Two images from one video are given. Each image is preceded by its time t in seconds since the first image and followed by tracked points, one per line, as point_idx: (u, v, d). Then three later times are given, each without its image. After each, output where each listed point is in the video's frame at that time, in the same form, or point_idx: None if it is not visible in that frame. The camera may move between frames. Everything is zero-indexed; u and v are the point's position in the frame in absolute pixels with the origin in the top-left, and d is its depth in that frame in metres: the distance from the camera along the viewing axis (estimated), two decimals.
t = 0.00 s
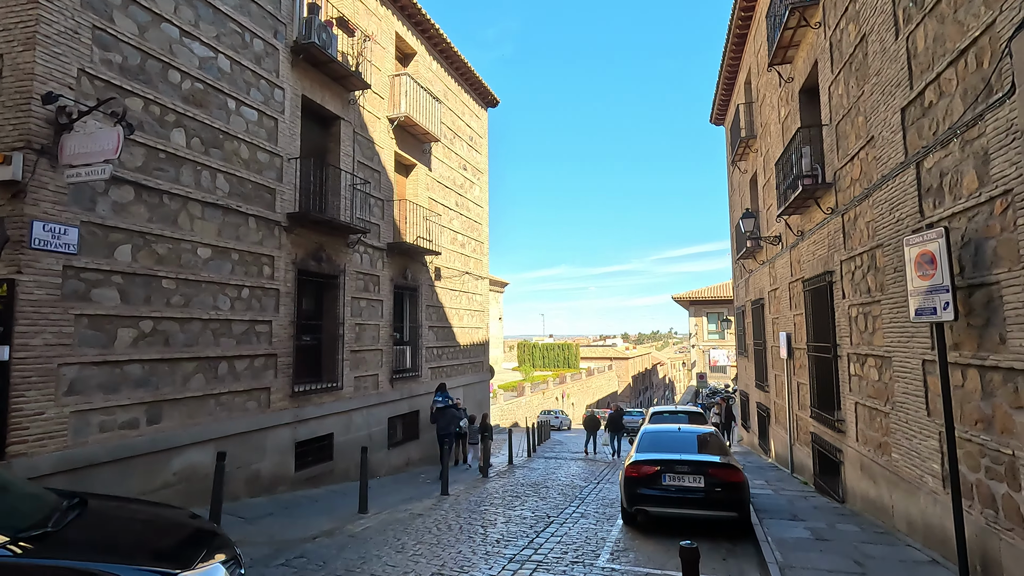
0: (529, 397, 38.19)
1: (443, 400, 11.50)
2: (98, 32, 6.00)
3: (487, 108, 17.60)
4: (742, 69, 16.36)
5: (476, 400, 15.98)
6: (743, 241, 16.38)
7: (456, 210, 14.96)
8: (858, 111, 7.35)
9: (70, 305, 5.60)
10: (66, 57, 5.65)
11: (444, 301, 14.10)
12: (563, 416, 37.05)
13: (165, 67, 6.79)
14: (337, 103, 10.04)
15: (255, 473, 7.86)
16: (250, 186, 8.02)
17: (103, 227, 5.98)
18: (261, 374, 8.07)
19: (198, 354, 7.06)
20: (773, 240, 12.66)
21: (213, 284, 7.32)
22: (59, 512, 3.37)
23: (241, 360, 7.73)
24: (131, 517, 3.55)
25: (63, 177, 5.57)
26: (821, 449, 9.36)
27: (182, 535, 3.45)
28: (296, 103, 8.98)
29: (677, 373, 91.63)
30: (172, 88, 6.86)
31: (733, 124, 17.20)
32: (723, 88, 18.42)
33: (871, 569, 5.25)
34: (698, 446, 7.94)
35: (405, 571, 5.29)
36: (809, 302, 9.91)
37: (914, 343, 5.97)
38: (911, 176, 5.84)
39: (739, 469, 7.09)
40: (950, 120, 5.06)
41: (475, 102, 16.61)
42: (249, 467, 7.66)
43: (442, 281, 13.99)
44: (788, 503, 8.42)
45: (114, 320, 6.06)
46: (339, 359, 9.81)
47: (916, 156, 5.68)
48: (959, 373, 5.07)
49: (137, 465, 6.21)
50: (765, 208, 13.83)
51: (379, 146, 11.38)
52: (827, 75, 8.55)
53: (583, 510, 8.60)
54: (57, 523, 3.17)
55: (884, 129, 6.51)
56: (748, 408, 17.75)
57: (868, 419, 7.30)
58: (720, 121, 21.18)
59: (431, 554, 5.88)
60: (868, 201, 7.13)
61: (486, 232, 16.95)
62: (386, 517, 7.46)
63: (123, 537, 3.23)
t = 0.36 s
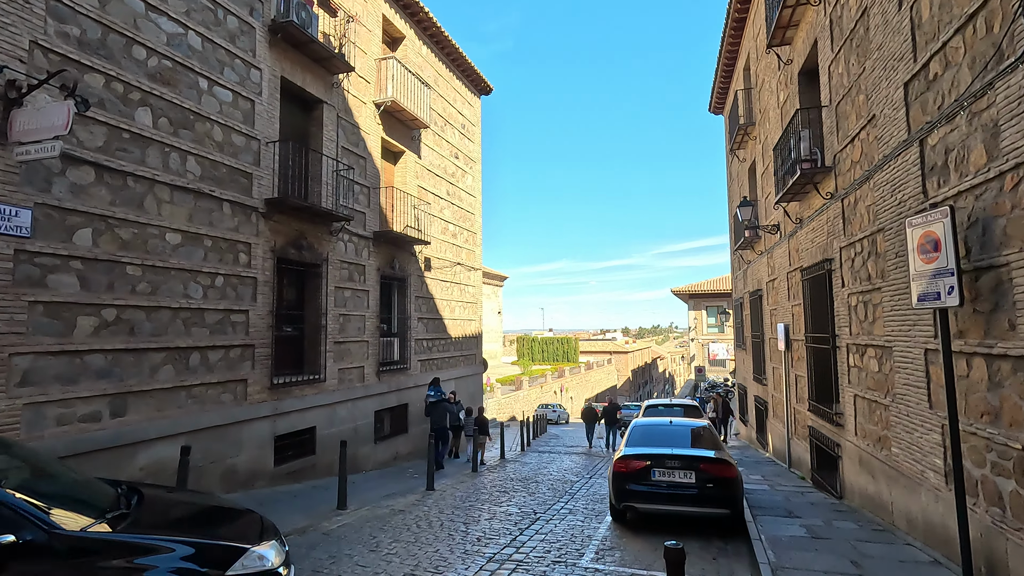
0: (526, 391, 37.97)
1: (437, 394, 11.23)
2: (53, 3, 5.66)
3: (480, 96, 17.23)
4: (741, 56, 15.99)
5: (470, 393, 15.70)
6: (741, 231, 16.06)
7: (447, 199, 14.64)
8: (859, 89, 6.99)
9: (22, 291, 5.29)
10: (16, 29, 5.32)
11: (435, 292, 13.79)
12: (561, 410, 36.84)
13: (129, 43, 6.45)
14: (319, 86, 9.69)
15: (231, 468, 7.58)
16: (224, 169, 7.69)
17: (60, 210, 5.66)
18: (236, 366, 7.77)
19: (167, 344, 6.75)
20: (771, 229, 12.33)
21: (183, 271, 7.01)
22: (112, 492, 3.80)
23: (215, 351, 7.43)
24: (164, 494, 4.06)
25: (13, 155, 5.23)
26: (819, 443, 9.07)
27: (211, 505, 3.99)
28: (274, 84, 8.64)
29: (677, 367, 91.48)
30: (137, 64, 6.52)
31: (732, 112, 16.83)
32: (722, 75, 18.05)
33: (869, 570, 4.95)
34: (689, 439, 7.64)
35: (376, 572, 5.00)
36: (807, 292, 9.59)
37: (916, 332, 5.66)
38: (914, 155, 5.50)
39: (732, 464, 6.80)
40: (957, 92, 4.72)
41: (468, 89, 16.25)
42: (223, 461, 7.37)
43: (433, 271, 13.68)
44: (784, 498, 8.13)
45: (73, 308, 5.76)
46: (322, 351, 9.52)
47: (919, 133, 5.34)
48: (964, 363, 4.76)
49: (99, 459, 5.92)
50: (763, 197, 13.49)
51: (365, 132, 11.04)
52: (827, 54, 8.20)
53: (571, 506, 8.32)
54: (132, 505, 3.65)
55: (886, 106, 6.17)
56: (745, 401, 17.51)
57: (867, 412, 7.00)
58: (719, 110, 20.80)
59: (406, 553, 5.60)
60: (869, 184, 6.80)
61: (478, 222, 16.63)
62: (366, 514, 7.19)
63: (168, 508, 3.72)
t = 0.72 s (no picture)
0: (524, 388, 37.71)
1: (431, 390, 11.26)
2: None
3: (472, 87, 16.90)
4: (738, 47, 15.66)
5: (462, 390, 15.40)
6: (738, 225, 15.74)
7: (437, 192, 14.31)
8: (857, 73, 6.66)
9: None
10: None
11: (424, 287, 13.48)
12: (558, 408, 36.59)
13: (88, 23, 6.12)
14: (298, 73, 9.36)
15: (202, 469, 7.29)
16: (194, 158, 7.36)
17: (8, 199, 5.34)
18: (208, 363, 7.47)
19: (131, 340, 6.45)
20: (767, 223, 12.02)
21: (149, 264, 6.71)
22: (172, 485, 3.86)
23: (184, 348, 7.13)
24: (214, 487, 4.13)
25: None
26: (815, 443, 8.77)
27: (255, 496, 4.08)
28: (249, 71, 8.31)
29: (677, 363, 91.26)
30: (97, 46, 6.20)
31: (729, 104, 16.49)
32: (719, 67, 17.71)
33: None
34: (678, 439, 7.34)
35: None
36: (803, 287, 9.27)
37: (915, 327, 5.34)
38: (913, 139, 5.17)
39: (721, 466, 6.50)
40: (960, 69, 4.39)
41: (459, 81, 15.92)
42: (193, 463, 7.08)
43: (421, 266, 13.37)
44: (777, 501, 7.83)
45: (24, 302, 5.44)
46: (302, 348, 9.22)
47: (919, 115, 5.02)
48: (965, 360, 4.45)
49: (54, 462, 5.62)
50: (760, 189, 13.16)
51: (348, 122, 10.71)
52: (824, 38, 7.86)
53: (557, 508, 8.03)
54: (194, 497, 3.74)
55: (885, 89, 5.84)
56: (742, 398, 17.22)
57: (864, 412, 6.69)
58: (717, 103, 20.47)
59: (375, 561, 5.32)
60: (866, 172, 6.48)
61: (470, 216, 16.31)
62: (340, 517, 6.90)
63: (224, 498, 3.81)
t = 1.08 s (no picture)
0: (527, 385, 37.43)
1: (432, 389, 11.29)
2: None
3: (469, 80, 16.59)
4: (741, 37, 15.27)
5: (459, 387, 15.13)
6: (740, 220, 15.36)
7: (432, 186, 14.04)
8: (859, 54, 6.32)
9: None
10: None
11: (418, 283, 13.21)
12: (562, 405, 36.29)
13: (52, 6, 5.87)
14: (282, 63, 9.09)
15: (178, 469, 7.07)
16: (169, 149, 7.13)
17: None
18: (185, 360, 7.24)
19: (101, 336, 6.23)
20: (769, 215, 11.64)
21: (120, 257, 6.48)
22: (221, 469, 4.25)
23: (159, 344, 6.91)
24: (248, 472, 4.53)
25: None
26: (816, 444, 8.43)
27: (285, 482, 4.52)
28: (229, 59, 8.05)
29: (683, 361, 90.70)
30: (62, 31, 5.95)
31: (732, 96, 16.10)
32: (722, 58, 17.32)
33: None
34: (670, 439, 7.04)
35: None
36: (805, 281, 8.93)
37: (919, 322, 5.01)
38: (918, 121, 4.84)
39: (715, 467, 6.20)
40: (967, 41, 4.06)
41: (455, 73, 15.61)
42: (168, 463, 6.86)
43: (415, 262, 13.11)
44: (776, 504, 7.50)
45: None
46: (286, 344, 8.99)
47: (924, 94, 4.68)
48: (972, 357, 4.12)
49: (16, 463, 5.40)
50: (762, 181, 12.78)
51: (337, 114, 10.45)
52: (826, 20, 7.48)
53: (546, 511, 7.75)
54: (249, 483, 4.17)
55: (889, 69, 5.49)
56: (745, 396, 16.86)
57: (866, 411, 6.36)
58: (721, 95, 20.07)
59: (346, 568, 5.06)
60: (869, 159, 6.14)
61: (467, 211, 16.03)
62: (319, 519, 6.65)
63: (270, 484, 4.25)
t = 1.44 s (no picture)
0: (536, 382, 37.14)
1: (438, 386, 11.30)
2: None
3: (472, 71, 16.29)
4: (751, 24, 14.81)
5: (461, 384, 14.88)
6: (750, 212, 14.91)
7: (433, 179, 13.78)
8: (874, 29, 5.92)
9: None
10: None
11: (418, 278, 12.96)
12: (571, 403, 35.94)
13: None
14: (274, 50, 8.85)
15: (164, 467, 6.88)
16: (153, 137, 6.92)
17: None
18: (171, 355, 7.05)
19: (79, 330, 6.03)
20: (780, 206, 11.21)
21: (100, 249, 6.28)
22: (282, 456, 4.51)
23: (142, 338, 6.71)
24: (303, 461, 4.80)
25: None
26: (828, 444, 8.04)
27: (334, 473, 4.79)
28: (217, 46, 7.84)
29: (695, 358, 89.95)
30: (37, 13, 5.75)
31: (742, 85, 15.64)
32: (732, 47, 16.86)
33: None
34: (671, 438, 6.71)
35: None
36: (816, 273, 8.53)
37: (938, 313, 4.64)
38: (937, 95, 4.46)
39: (717, 468, 5.87)
40: (993, 3, 3.68)
41: (458, 64, 15.33)
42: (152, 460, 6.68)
43: (415, 256, 12.86)
44: (784, 506, 7.14)
45: None
46: (279, 339, 8.78)
47: (943, 66, 4.30)
48: (997, 351, 3.75)
49: None
50: (773, 172, 12.35)
51: (332, 104, 10.21)
52: None
53: (542, 512, 7.47)
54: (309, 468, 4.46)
55: (906, 42, 5.10)
56: (756, 394, 16.43)
57: (880, 410, 5.98)
58: (731, 86, 19.60)
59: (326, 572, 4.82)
60: (884, 140, 5.75)
61: (469, 205, 15.75)
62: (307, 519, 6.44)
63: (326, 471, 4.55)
